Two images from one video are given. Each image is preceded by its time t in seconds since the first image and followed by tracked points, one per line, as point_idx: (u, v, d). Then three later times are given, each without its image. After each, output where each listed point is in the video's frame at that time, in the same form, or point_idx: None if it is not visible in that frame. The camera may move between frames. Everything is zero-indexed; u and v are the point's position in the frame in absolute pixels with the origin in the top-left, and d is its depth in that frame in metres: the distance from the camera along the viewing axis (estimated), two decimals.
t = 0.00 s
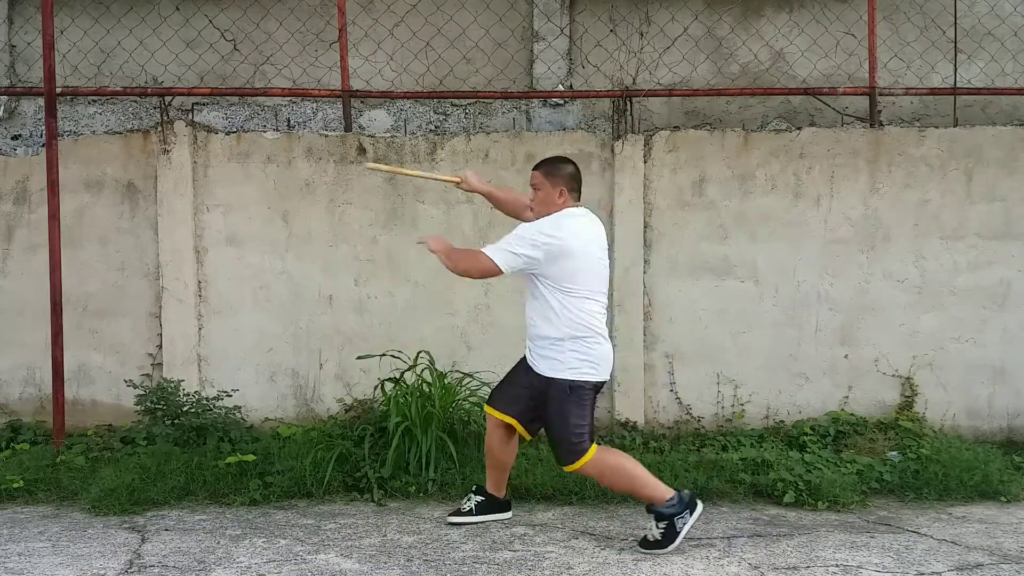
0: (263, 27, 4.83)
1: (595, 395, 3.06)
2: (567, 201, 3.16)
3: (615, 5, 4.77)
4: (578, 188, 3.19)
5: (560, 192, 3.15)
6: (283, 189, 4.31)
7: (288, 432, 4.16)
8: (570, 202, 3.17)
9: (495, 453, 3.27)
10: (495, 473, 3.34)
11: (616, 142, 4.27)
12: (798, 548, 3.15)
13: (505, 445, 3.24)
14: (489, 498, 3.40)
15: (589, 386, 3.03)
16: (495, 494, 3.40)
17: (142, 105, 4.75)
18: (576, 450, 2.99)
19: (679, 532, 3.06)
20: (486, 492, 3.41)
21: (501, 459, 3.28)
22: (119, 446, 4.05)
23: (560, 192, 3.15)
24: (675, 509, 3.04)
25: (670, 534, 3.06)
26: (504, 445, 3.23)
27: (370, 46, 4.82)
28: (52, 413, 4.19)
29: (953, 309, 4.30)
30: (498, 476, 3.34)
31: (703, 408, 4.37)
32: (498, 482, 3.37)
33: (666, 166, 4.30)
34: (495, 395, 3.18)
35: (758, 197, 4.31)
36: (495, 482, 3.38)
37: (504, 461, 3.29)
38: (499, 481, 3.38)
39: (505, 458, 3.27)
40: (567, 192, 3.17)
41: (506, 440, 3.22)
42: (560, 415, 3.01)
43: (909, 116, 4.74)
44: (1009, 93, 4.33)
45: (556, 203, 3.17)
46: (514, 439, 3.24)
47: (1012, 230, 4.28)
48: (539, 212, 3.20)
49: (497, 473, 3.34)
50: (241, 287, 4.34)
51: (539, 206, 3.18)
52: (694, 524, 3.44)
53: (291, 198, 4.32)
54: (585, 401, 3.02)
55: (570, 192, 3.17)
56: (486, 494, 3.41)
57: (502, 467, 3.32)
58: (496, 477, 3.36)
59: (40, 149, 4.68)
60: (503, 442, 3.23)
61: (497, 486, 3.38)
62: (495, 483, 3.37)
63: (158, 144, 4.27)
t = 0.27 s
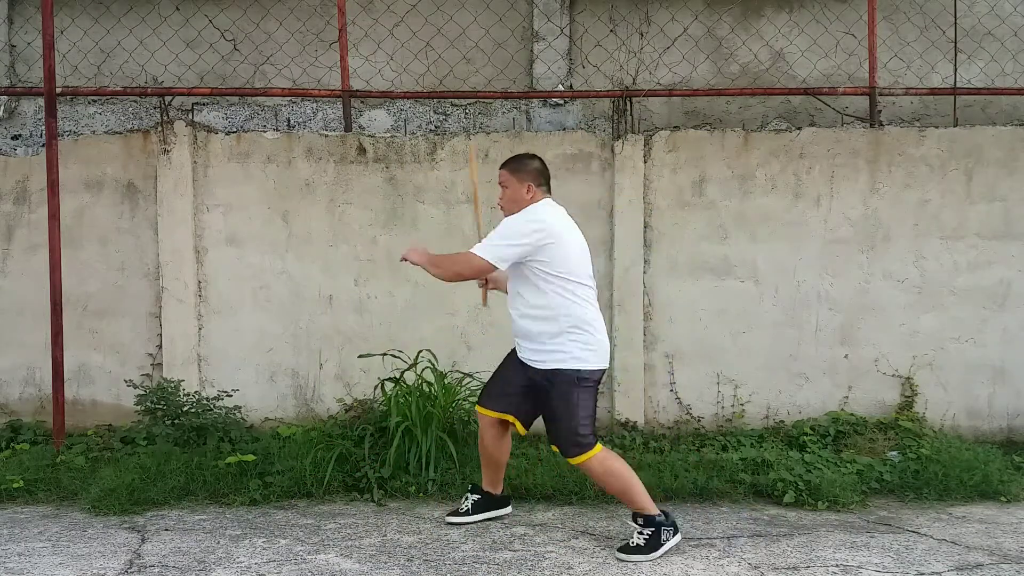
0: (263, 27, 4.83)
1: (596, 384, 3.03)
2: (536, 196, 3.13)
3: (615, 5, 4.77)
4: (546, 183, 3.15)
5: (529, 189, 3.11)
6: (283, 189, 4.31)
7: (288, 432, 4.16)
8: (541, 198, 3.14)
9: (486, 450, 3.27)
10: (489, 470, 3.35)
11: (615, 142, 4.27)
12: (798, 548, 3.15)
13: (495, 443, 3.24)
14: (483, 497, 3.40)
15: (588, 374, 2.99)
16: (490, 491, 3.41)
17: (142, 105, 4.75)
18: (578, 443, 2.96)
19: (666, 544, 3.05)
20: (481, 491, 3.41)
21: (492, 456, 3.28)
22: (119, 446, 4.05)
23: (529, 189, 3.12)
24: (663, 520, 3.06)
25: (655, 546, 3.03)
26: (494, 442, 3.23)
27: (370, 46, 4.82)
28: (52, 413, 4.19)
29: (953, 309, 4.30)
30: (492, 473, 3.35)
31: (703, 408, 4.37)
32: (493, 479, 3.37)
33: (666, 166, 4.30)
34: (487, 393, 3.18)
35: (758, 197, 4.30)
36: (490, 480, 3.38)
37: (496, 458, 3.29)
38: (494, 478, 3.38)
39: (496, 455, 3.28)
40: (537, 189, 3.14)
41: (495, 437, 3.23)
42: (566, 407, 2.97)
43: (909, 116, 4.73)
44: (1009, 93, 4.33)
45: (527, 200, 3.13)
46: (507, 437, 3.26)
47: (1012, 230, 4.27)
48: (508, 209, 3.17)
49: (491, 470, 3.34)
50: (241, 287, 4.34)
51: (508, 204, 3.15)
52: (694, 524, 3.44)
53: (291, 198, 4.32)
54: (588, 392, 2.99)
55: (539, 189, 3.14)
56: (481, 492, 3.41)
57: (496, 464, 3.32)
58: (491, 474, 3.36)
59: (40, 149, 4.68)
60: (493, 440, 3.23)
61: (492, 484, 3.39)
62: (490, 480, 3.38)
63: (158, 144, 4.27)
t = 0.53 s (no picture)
0: (263, 27, 4.83)
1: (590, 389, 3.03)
2: (525, 214, 3.06)
3: (615, 5, 4.77)
4: (534, 198, 3.08)
5: (517, 204, 3.03)
6: (283, 189, 4.31)
7: (288, 432, 4.16)
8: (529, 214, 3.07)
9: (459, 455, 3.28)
10: (460, 475, 3.36)
11: (616, 142, 4.26)
12: (798, 548, 3.15)
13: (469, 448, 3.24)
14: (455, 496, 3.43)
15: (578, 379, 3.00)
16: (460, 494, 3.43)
17: (142, 105, 4.75)
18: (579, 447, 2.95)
19: (669, 546, 3.05)
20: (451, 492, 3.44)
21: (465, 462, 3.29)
22: (119, 446, 4.05)
23: (518, 203, 3.03)
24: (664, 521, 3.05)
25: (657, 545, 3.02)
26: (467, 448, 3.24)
27: (370, 46, 4.82)
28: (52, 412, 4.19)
29: (953, 309, 4.30)
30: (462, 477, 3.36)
31: (703, 408, 4.37)
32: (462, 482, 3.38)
33: (666, 166, 4.30)
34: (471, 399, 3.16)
35: (758, 197, 4.30)
36: (460, 483, 3.40)
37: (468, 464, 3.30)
38: (464, 481, 3.40)
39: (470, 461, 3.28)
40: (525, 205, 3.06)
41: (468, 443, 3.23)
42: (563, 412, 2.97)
43: (909, 116, 4.73)
44: (1009, 93, 4.33)
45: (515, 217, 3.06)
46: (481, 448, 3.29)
47: (1011, 229, 4.27)
48: (497, 223, 3.06)
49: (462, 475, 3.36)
50: (241, 287, 4.34)
51: (498, 219, 3.05)
52: (694, 524, 3.43)
53: (291, 199, 4.32)
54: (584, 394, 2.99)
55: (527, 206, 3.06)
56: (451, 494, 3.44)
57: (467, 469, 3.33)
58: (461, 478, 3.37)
59: (40, 149, 4.68)
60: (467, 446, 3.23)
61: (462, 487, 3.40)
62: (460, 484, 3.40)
63: (158, 144, 4.27)
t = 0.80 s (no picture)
0: (263, 27, 4.83)
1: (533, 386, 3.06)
2: (498, 199, 3.14)
3: (615, 5, 4.77)
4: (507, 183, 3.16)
5: (490, 191, 3.13)
6: (283, 189, 4.31)
7: (288, 432, 4.16)
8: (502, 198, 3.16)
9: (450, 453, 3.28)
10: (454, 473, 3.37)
11: (616, 142, 4.26)
12: (798, 548, 3.15)
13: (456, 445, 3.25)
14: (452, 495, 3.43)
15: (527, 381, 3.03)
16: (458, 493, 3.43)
17: (142, 105, 4.75)
18: (511, 442, 3.01)
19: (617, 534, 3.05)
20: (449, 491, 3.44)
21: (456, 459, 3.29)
22: (119, 446, 4.05)
23: (491, 190, 3.13)
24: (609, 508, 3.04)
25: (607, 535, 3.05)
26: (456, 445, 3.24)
27: (370, 46, 4.82)
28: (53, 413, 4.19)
29: (953, 309, 4.30)
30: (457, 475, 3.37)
31: (703, 408, 4.37)
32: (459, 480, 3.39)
33: (666, 166, 4.30)
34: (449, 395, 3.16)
35: (758, 197, 4.31)
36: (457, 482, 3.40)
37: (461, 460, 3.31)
38: (462, 479, 3.40)
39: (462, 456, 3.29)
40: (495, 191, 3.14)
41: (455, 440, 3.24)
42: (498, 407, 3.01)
43: (909, 116, 4.73)
44: (1009, 93, 4.33)
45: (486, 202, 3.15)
46: (469, 436, 3.26)
47: (1011, 229, 4.28)
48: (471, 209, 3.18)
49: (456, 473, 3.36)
50: (241, 287, 4.34)
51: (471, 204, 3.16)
52: (694, 524, 3.43)
53: (291, 199, 4.32)
54: (523, 391, 3.02)
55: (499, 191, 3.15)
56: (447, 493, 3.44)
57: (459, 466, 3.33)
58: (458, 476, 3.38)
59: (41, 149, 4.68)
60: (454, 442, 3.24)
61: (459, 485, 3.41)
62: (456, 482, 3.40)
63: (158, 144, 4.26)
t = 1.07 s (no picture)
0: (263, 27, 4.83)
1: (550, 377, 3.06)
2: (484, 197, 3.11)
3: (615, 5, 4.77)
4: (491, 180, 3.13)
5: (474, 189, 3.10)
6: (283, 189, 4.31)
7: (288, 432, 4.16)
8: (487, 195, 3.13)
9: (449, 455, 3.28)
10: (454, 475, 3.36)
11: (616, 142, 4.26)
12: (798, 548, 3.15)
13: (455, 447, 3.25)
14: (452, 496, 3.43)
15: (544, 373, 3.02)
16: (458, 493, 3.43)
17: (142, 105, 4.75)
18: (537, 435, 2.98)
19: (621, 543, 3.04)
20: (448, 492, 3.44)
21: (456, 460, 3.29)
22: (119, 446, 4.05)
23: (475, 189, 3.10)
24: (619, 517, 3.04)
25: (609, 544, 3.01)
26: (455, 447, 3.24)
27: (370, 46, 4.82)
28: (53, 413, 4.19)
29: (953, 309, 4.30)
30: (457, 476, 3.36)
31: (703, 408, 4.37)
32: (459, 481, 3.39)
33: (666, 166, 4.30)
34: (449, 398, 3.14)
35: (758, 197, 4.31)
36: (456, 483, 3.40)
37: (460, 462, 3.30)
38: (461, 480, 3.40)
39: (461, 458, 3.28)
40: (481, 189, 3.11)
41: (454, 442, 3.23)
42: (520, 401, 2.99)
43: (909, 116, 4.73)
44: (1009, 93, 4.33)
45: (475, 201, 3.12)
46: (467, 438, 3.26)
47: (1011, 229, 4.27)
48: (461, 211, 3.16)
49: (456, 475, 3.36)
50: (241, 287, 4.34)
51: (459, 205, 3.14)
52: (694, 524, 3.44)
53: (291, 199, 4.32)
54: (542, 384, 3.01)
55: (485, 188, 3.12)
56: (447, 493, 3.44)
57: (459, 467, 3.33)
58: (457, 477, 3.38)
59: (41, 149, 4.68)
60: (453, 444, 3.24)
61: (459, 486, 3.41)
62: (456, 483, 3.40)
63: (158, 144, 4.27)
